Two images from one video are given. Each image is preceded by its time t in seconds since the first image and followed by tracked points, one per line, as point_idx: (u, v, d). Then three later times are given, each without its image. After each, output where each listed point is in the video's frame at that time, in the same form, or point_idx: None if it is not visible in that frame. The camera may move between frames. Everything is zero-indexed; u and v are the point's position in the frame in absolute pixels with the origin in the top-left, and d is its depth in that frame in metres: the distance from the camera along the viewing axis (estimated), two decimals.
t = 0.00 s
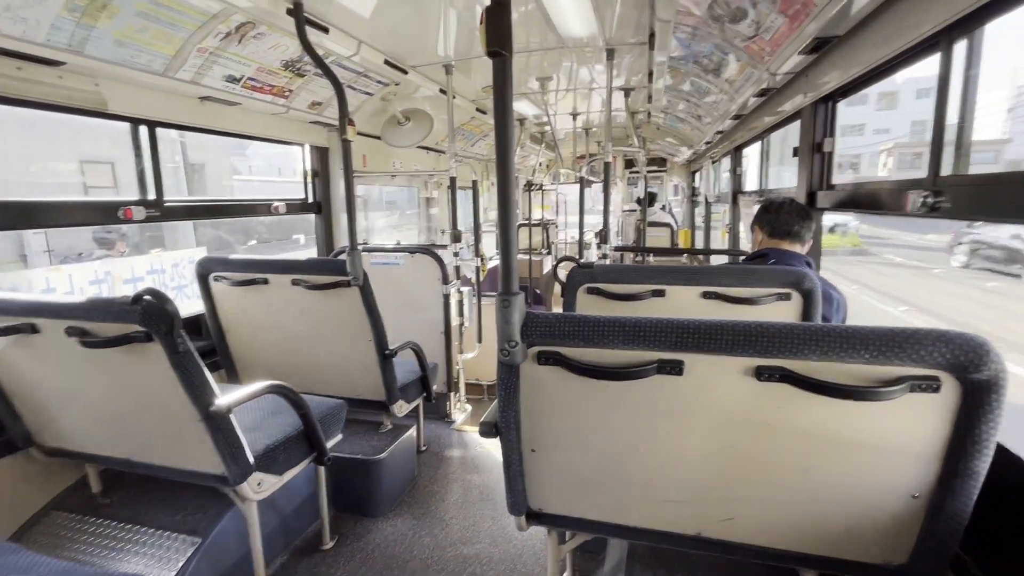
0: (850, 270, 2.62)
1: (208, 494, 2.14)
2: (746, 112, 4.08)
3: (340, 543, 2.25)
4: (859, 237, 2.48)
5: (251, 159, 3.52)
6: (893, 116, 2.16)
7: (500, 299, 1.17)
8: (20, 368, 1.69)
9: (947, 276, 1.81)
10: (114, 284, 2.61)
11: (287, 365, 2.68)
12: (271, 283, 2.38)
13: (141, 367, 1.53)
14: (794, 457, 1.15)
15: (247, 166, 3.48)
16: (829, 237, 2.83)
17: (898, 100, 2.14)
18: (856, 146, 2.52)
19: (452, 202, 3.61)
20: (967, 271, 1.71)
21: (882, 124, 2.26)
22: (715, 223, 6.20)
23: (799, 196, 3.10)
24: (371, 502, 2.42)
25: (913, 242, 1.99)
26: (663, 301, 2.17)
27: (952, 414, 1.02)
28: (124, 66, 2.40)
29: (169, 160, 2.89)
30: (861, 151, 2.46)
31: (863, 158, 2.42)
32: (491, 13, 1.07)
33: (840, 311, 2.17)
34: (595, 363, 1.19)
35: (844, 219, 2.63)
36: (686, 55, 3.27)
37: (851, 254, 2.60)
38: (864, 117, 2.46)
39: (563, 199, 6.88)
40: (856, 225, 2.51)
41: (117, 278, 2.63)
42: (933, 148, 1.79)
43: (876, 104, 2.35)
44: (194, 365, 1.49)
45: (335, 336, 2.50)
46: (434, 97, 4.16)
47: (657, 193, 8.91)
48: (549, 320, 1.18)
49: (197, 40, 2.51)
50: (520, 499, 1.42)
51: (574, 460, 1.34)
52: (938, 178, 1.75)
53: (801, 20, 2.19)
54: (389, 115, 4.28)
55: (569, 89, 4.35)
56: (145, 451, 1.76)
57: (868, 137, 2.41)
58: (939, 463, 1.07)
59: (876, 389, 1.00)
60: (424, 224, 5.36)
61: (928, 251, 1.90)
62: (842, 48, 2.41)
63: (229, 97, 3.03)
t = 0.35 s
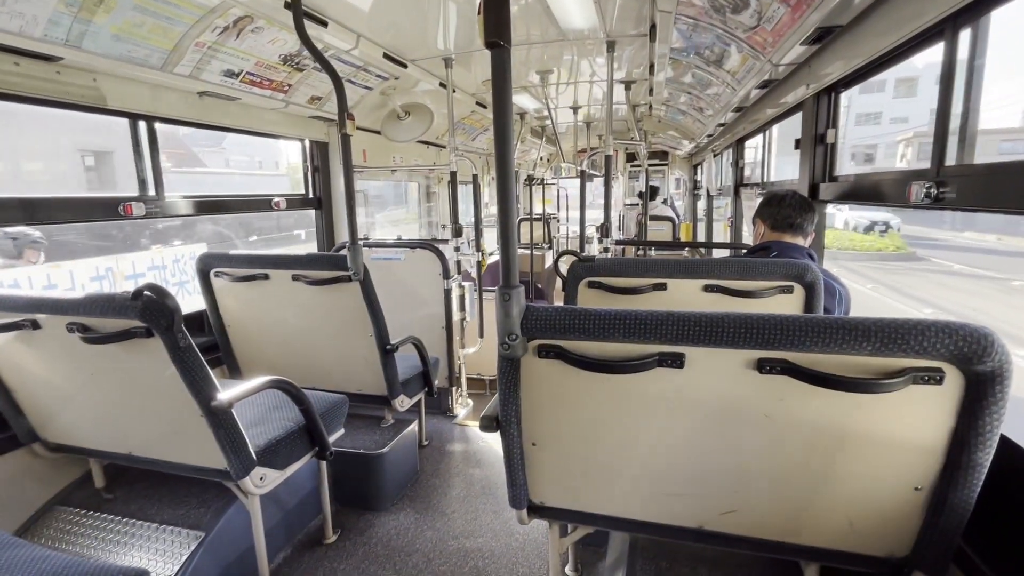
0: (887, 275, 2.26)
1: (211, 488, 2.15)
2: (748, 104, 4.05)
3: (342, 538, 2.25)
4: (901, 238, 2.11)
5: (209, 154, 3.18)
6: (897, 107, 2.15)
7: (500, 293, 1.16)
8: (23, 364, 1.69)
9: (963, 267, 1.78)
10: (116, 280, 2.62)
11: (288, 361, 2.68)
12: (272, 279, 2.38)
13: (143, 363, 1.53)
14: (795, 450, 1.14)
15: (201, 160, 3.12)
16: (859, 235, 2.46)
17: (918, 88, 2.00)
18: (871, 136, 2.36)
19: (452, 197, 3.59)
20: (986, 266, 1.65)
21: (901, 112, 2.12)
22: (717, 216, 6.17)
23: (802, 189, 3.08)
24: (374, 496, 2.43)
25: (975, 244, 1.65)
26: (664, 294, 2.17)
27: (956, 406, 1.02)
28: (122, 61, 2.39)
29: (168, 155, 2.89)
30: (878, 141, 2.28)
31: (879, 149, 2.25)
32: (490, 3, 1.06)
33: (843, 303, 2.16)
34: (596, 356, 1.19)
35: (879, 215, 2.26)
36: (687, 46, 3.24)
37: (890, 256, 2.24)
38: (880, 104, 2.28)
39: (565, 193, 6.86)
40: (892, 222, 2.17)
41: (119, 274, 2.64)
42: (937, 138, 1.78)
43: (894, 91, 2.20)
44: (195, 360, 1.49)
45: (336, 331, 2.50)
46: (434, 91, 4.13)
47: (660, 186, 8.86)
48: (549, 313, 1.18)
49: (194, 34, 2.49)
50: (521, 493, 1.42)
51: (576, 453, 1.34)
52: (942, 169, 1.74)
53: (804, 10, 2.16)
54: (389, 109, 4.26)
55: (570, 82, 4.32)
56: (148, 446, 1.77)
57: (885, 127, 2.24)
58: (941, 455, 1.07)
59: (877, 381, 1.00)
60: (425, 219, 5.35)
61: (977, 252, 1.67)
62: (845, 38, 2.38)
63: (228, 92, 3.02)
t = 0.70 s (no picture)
0: (934, 290, 1.92)
1: (216, 488, 2.16)
2: (749, 100, 4.05)
3: (347, 536, 2.26)
4: (965, 248, 1.74)
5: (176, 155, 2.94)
6: (898, 103, 2.15)
7: (502, 291, 1.17)
8: (29, 366, 1.71)
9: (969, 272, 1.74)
10: (120, 281, 2.64)
11: (292, 361, 2.69)
12: (275, 279, 2.39)
13: (147, 364, 1.55)
14: (798, 446, 1.14)
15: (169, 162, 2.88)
16: (902, 242, 2.09)
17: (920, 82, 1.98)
18: (887, 130, 2.22)
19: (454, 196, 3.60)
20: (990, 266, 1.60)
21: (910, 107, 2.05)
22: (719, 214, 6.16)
23: (804, 186, 3.07)
24: (378, 495, 2.44)
25: (1011, 249, 1.48)
26: (666, 292, 2.17)
27: (958, 401, 1.02)
28: (124, 64, 2.41)
29: (171, 157, 2.90)
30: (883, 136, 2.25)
31: (897, 144, 2.12)
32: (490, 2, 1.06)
33: (846, 299, 2.15)
34: (598, 354, 1.19)
35: (933, 221, 1.89)
36: (687, 43, 3.24)
37: (949, 270, 1.87)
38: (897, 97, 2.15)
39: (566, 192, 6.86)
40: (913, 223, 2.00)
41: (123, 275, 2.65)
42: (939, 134, 1.77)
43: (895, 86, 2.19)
44: (199, 360, 1.50)
45: (339, 331, 2.51)
46: (435, 91, 4.14)
47: (661, 184, 8.84)
48: (551, 311, 1.18)
49: (196, 37, 2.51)
50: (524, 491, 1.43)
51: (579, 451, 1.34)
52: (944, 164, 1.74)
53: (804, 6, 2.16)
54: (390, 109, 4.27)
55: (571, 81, 4.31)
56: (154, 447, 1.78)
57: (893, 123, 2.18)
58: (944, 450, 1.07)
59: (878, 376, 1.00)
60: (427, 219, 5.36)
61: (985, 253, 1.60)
62: (846, 33, 2.38)
63: (230, 94, 3.03)
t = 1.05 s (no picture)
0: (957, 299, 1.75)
1: (220, 490, 2.16)
2: (750, 99, 4.05)
3: (351, 537, 2.27)
4: None
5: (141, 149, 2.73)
6: (898, 100, 2.15)
7: (504, 290, 1.17)
8: (33, 369, 1.71)
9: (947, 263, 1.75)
10: (123, 284, 2.64)
11: (295, 363, 2.70)
12: (278, 281, 2.39)
13: (150, 366, 1.55)
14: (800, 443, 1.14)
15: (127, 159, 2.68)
16: (964, 254, 1.65)
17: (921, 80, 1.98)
18: (886, 126, 2.23)
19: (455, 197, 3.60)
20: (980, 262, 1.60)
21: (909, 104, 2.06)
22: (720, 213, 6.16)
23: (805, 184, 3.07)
24: (381, 496, 2.44)
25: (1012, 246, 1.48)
26: (669, 291, 2.17)
27: (962, 398, 1.02)
28: (126, 68, 2.42)
29: (173, 160, 2.91)
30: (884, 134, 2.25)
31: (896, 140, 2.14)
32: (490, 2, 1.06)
33: (847, 297, 2.15)
34: (600, 353, 1.19)
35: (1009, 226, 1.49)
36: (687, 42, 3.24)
37: None
38: (895, 94, 2.17)
39: (567, 192, 6.86)
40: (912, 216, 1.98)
41: (126, 278, 2.65)
42: (940, 131, 1.77)
43: (895, 84, 2.19)
44: (202, 361, 1.51)
45: (341, 332, 2.51)
46: (436, 92, 4.15)
47: (662, 184, 8.84)
48: (553, 310, 1.18)
49: (197, 39, 2.52)
50: (528, 490, 1.43)
51: (582, 450, 1.34)
52: (945, 160, 1.74)
53: (804, 4, 2.16)
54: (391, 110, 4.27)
55: (571, 81, 4.32)
56: (158, 448, 1.78)
57: (893, 119, 2.19)
58: (948, 447, 1.06)
59: (881, 373, 0.99)
60: (428, 220, 5.38)
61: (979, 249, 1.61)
62: (846, 32, 2.39)
63: (232, 97, 3.05)
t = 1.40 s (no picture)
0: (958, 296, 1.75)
1: (211, 489, 2.14)
2: (745, 98, 4.06)
3: (344, 537, 2.25)
4: None
5: (86, 146, 2.50)
6: (893, 98, 2.16)
7: (499, 287, 1.16)
8: (19, 367, 1.68)
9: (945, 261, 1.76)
10: (113, 282, 2.61)
11: (288, 361, 2.67)
12: (270, 278, 2.36)
13: (139, 363, 1.53)
14: (796, 441, 1.14)
15: (69, 151, 2.42)
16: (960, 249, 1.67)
17: (915, 78, 1.98)
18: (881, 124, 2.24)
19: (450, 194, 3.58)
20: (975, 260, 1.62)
21: (904, 102, 2.06)
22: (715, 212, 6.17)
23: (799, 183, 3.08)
24: (374, 495, 2.42)
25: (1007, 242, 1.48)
26: (664, 289, 2.16)
27: (959, 395, 1.01)
28: (116, 62, 2.39)
29: (163, 156, 2.87)
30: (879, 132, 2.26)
31: (890, 138, 2.14)
32: None
33: (842, 295, 2.15)
34: (595, 350, 1.18)
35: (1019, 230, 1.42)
36: (683, 40, 3.23)
37: None
38: (890, 93, 2.17)
39: (562, 191, 6.85)
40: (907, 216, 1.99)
41: (115, 276, 2.63)
42: (935, 128, 1.78)
43: (890, 82, 2.20)
44: (191, 358, 1.48)
45: (334, 330, 2.49)
46: (430, 89, 4.13)
47: (657, 183, 8.85)
48: (548, 307, 1.17)
49: (188, 34, 2.49)
50: (522, 489, 1.42)
51: (577, 448, 1.33)
52: (940, 158, 1.74)
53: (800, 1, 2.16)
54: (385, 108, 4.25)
55: (566, 79, 4.31)
56: (147, 448, 1.76)
57: (887, 117, 2.19)
58: (945, 444, 1.06)
59: (878, 370, 0.99)
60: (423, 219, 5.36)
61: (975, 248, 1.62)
62: (841, 29, 2.39)
63: (224, 92, 3.02)
